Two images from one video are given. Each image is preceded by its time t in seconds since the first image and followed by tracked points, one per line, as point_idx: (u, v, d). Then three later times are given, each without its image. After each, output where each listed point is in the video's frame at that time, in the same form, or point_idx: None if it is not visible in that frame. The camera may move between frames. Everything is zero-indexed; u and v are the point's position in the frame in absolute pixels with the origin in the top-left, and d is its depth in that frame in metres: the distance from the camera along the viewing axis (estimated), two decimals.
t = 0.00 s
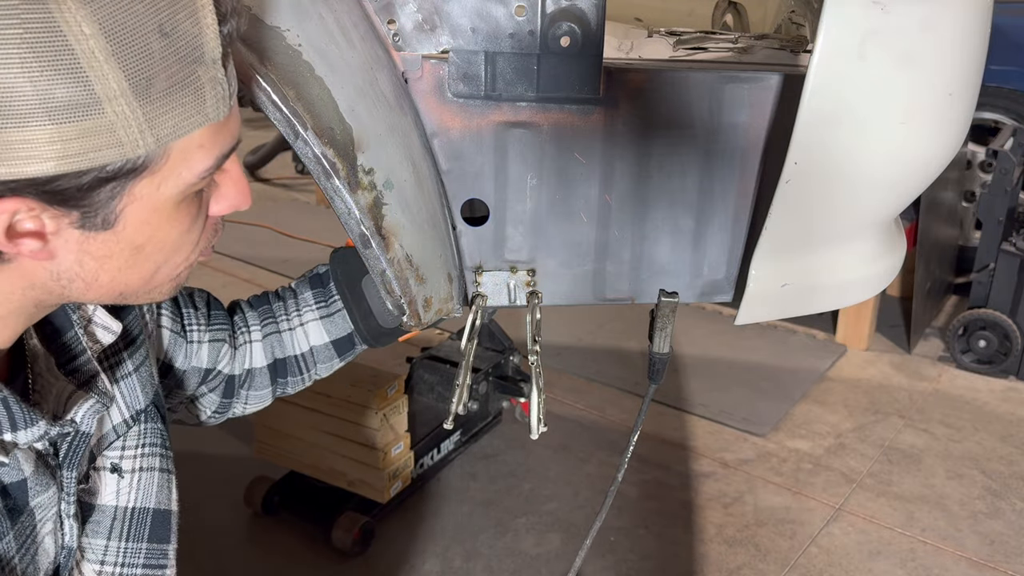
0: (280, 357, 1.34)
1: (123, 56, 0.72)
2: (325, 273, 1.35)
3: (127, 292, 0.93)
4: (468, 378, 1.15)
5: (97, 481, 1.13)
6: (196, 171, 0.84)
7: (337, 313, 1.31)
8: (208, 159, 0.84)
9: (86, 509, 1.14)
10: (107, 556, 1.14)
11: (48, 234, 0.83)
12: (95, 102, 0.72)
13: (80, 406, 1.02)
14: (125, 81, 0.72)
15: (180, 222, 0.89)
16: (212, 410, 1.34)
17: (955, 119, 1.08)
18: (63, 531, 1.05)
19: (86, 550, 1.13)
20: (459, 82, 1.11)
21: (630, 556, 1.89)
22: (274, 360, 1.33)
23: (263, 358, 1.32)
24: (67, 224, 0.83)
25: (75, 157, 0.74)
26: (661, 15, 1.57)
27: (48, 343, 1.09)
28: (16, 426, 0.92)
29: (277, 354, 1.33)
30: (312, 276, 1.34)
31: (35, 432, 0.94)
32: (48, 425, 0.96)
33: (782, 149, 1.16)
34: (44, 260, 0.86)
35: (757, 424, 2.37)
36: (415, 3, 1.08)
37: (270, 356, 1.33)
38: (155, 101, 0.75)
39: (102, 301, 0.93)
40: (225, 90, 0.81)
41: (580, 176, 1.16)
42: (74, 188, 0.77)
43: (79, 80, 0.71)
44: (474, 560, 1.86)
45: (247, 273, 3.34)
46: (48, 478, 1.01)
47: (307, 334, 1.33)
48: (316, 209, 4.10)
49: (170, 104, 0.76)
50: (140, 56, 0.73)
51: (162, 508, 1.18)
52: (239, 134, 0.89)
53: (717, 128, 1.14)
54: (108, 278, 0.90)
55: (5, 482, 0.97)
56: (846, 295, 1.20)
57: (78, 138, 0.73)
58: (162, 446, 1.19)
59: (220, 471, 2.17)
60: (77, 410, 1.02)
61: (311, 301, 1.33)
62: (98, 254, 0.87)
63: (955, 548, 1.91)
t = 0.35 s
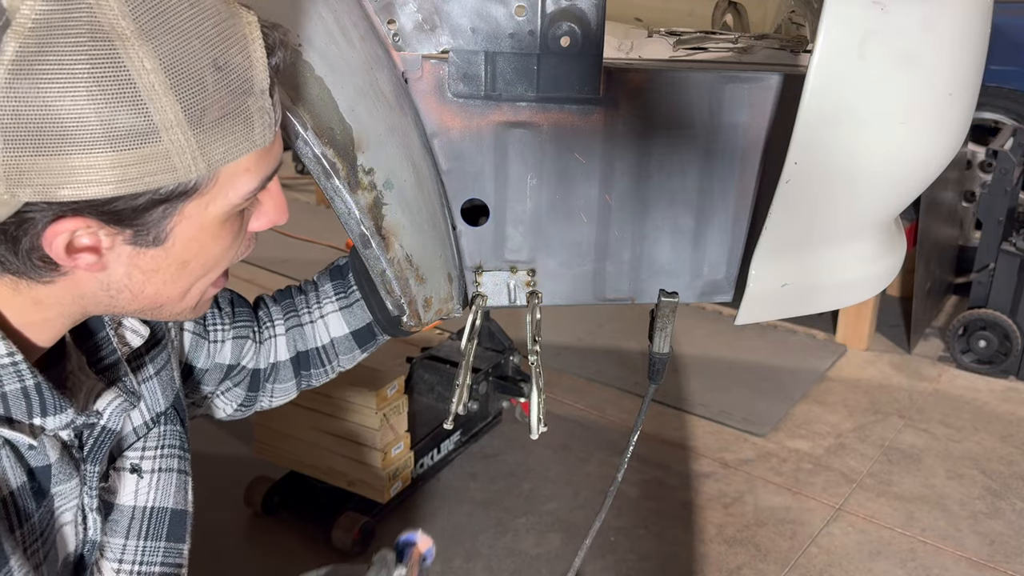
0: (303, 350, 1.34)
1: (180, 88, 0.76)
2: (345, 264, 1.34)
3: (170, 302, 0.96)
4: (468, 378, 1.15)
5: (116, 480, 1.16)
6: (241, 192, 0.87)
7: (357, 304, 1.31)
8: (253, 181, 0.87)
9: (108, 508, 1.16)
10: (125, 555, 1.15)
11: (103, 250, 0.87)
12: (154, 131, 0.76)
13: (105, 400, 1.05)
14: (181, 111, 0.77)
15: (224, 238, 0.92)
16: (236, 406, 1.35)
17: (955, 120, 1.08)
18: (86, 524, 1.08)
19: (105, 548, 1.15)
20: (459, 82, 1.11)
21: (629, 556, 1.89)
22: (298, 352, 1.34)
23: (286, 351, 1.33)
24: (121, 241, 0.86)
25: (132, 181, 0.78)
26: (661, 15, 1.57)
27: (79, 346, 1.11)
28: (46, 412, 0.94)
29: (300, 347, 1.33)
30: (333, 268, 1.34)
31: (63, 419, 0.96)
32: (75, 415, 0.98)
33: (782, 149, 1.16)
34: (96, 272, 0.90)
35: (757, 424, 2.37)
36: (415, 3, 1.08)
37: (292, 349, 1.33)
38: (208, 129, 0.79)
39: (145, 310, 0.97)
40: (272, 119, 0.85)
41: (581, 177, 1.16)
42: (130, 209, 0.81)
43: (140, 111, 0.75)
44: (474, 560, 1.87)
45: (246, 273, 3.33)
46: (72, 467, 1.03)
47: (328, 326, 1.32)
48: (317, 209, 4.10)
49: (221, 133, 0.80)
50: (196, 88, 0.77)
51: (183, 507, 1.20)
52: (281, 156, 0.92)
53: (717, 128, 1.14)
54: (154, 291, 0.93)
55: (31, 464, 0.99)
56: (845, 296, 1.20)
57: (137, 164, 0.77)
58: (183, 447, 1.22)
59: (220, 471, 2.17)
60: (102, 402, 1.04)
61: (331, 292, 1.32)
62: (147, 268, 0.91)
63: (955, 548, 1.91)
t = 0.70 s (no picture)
0: (307, 336, 1.35)
1: (169, 101, 0.76)
2: (345, 250, 1.36)
3: (162, 301, 0.97)
4: (468, 378, 1.15)
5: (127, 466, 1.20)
6: (230, 199, 0.88)
7: (358, 289, 1.33)
8: (242, 188, 0.88)
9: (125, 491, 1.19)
10: (137, 535, 1.19)
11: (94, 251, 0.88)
12: (143, 141, 0.77)
13: (116, 370, 1.09)
14: (170, 122, 0.77)
15: (215, 241, 0.93)
16: (241, 389, 1.36)
17: (955, 120, 1.08)
18: (99, 498, 1.08)
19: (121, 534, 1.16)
20: (459, 82, 1.11)
21: (629, 556, 1.89)
22: (301, 338, 1.35)
23: (290, 337, 1.34)
24: (112, 244, 0.87)
25: (122, 188, 0.78)
26: (661, 14, 1.57)
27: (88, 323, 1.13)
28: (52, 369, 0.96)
29: (303, 334, 1.34)
30: (333, 254, 1.36)
31: (66, 377, 0.98)
32: (78, 374, 1.00)
33: (782, 149, 1.16)
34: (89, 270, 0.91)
35: (757, 424, 2.37)
36: (415, 3, 1.07)
37: (295, 335, 1.34)
38: (197, 140, 0.79)
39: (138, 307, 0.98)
40: (261, 128, 0.85)
41: (581, 176, 1.16)
42: (120, 214, 0.82)
43: (129, 121, 0.75)
44: (474, 560, 1.87)
45: (246, 274, 3.33)
46: (83, 434, 1.05)
47: (330, 312, 1.34)
48: (317, 209, 4.09)
49: (209, 143, 0.80)
50: (185, 100, 0.77)
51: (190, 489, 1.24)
52: (272, 163, 0.92)
53: (717, 128, 1.14)
54: (146, 290, 0.94)
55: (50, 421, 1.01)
56: (845, 296, 1.20)
57: (125, 172, 0.78)
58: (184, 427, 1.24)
59: (218, 472, 2.17)
60: (112, 369, 1.09)
61: (332, 280, 1.35)
62: (139, 268, 0.91)
63: (955, 548, 1.92)
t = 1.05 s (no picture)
0: (309, 323, 1.35)
1: (199, 118, 0.75)
2: (343, 240, 1.34)
3: (176, 303, 0.95)
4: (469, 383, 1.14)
5: (159, 446, 1.20)
6: (251, 212, 0.86)
7: (359, 281, 1.32)
8: (264, 201, 0.86)
9: (156, 473, 1.19)
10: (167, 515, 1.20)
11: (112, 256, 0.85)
12: (170, 157, 0.75)
13: (134, 351, 1.06)
14: (199, 139, 0.75)
15: (233, 250, 0.91)
16: (247, 375, 1.35)
17: (955, 119, 1.08)
18: (126, 476, 1.07)
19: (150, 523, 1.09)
20: (459, 83, 1.11)
21: (629, 556, 1.89)
22: (303, 325, 1.35)
23: (292, 324, 1.34)
24: (131, 250, 0.85)
25: (147, 202, 0.77)
26: (661, 14, 1.57)
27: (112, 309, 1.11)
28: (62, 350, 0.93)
29: (304, 321, 1.35)
30: (333, 244, 1.34)
31: (78, 359, 0.96)
32: (90, 355, 0.97)
33: (783, 149, 1.15)
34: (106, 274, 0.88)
35: (757, 424, 2.37)
36: (415, 3, 1.07)
37: (297, 322, 1.34)
38: (224, 156, 0.78)
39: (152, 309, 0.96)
40: (285, 144, 0.84)
41: (580, 177, 1.16)
42: (142, 224, 0.80)
43: (157, 137, 0.74)
44: (474, 561, 1.87)
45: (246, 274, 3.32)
46: (100, 412, 1.03)
47: (330, 302, 1.33)
48: (317, 209, 4.09)
49: (236, 160, 0.79)
50: (215, 117, 0.76)
51: (214, 469, 1.26)
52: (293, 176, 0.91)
53: (717, 128, 1.14)
54: (162, 294, 0.92)
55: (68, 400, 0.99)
56: (845, 296, 1.20)
57: (150, 186, 0.76)
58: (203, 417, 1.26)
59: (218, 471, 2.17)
60: (133, 351, 1.07)
61: (331, 270, 1.33)
62: (155, 275, 0.89)
63: (955, 548, 1.92)
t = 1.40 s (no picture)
0: (312, 330, 1.33)
1: (242, 98, 0.76)
2: (346, 246, 1.34)
3: (210, 292, 0.97)
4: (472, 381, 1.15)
5: (170, 448, 1.22)
6: (286, 197, 0.87)
7: (361, 285, 1.30)
8: (298, 187, 0.87)
9: (168, 474, 1.20)
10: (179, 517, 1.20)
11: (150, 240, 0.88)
12: (213, 136, 0.77)
13: (160, 348, 1.08)
14: (241, 119, 0.77)
15: (266, 236, 0.92)
16: (255, 380, 1.36)
17: (955, 120, 1.08)
18: (148, 474, 1.09)
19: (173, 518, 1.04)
20: (459, 83, 1.11)
21: (630, 556, 1.89)
22: (308, 333, 1.34)
23: (297, 331, 1.33)
24: (169, 234, 0.87)
25: (188, 182, 0.78)
26: (661, 14, 1.57)
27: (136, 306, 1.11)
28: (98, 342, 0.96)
29: (308, 328, 1.33)
30: (337, 249, 1.34)
31: (112, 351, 0.98)
32: (124, 347, 0.99)
33: (783, 148, 1.15)
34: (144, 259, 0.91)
35: (757, 424, 2.37)
36: (415, 3, 1.07)
37: (302, 329, 1.33)
38: (264, 138, 0.79)
39: (186, 297, 0.98)
40: (320, 129, 0.85)
41: (580, 177, 1.16)
42: (182, 205, 0.81)
43: (201, 116, 0.76)
44: (474, 561, 1.87)
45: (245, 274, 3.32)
46: (129, 408, 1.05)
47: (333, 307, 1.32)
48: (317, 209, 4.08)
49: (276, 142, 0.80)
50: (256, 99, 0.78)
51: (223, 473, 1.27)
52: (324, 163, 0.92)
53: (717, 128, 1.14)
54: (196, 279, 0.94)
55: (99, 396, 1.00)
56: (845, 296, 1.20)
57: (192, 165, 0.77)
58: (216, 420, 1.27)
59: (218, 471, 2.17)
60: (159, 348, 1.08)
61: (335, 275, 1.32)
62: (191, 260, 0.91)
63: (955, 548, 1.92)
